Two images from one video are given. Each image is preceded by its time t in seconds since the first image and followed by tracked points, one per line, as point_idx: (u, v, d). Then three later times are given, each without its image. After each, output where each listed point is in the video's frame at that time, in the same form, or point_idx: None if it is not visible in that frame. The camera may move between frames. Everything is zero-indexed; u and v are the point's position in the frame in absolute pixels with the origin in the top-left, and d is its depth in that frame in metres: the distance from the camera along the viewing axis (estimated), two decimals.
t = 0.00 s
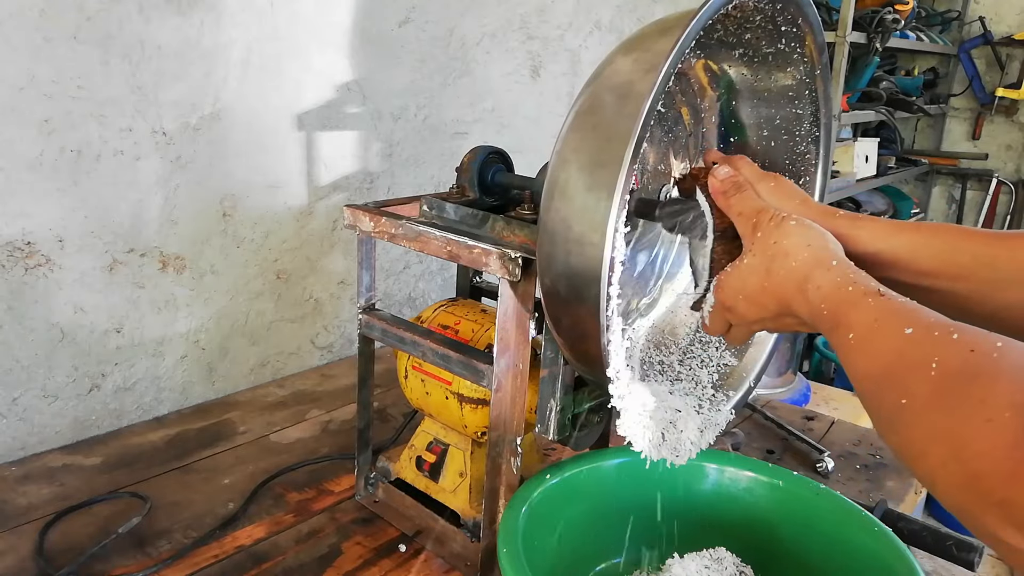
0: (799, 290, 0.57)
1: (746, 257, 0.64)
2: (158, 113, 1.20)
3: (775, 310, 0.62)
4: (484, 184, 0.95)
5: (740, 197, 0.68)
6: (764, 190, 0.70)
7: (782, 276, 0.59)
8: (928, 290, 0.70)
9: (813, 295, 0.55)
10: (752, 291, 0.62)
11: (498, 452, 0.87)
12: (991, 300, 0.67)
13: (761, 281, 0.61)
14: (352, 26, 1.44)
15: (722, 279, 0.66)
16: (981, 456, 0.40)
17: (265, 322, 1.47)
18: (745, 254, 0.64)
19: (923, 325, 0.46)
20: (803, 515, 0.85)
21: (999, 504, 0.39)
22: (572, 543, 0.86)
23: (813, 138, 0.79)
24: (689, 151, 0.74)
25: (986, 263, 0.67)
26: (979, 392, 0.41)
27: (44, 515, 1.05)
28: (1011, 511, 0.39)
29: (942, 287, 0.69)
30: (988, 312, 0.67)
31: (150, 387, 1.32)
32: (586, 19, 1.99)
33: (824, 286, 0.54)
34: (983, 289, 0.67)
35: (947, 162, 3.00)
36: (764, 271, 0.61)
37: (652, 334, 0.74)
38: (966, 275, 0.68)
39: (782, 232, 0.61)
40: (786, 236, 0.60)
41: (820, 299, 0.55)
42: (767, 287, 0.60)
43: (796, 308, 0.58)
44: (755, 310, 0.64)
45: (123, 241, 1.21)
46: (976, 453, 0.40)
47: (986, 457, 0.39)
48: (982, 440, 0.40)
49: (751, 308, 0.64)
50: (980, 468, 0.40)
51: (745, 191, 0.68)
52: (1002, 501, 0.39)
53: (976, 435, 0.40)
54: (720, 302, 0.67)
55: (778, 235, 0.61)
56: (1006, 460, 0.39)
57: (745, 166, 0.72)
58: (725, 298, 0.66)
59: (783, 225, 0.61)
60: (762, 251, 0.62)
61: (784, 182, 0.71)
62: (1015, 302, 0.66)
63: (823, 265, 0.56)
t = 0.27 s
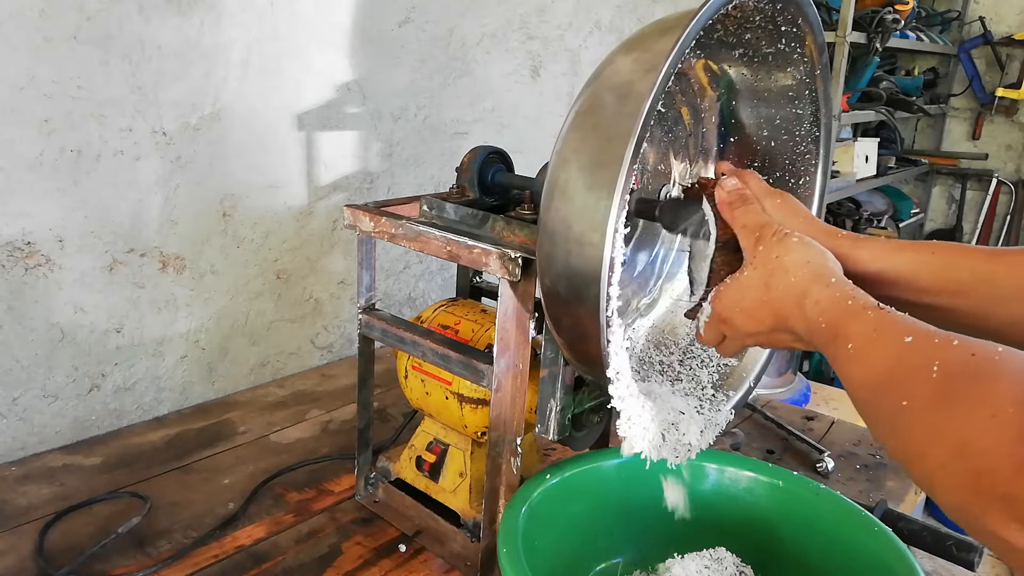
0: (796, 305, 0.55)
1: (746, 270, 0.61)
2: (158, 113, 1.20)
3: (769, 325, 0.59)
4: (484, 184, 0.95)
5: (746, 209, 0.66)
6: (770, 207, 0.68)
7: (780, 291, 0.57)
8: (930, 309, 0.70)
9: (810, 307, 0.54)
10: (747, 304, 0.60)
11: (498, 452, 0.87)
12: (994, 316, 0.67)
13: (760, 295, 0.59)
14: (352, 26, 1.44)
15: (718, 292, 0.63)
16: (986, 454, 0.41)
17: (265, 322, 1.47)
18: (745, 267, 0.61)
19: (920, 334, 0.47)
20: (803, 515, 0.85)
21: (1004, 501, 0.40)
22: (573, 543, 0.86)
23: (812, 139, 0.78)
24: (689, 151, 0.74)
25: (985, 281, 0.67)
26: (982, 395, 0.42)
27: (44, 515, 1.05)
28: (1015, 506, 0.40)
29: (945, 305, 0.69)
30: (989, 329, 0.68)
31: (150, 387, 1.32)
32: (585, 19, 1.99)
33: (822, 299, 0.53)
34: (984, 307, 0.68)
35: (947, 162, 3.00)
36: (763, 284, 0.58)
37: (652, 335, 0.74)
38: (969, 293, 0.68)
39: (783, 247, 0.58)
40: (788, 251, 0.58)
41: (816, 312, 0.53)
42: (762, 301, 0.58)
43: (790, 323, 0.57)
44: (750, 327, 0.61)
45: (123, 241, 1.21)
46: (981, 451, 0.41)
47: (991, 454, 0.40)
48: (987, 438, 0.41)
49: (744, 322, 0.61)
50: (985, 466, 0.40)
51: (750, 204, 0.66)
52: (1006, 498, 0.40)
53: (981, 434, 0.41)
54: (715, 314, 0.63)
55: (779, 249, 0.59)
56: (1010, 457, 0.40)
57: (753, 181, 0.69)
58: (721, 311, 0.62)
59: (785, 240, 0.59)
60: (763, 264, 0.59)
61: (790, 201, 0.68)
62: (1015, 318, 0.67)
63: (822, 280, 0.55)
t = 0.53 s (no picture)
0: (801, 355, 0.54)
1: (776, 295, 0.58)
2: (158, 113, 1.20)
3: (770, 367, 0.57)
4: (484, 184, 0.95)
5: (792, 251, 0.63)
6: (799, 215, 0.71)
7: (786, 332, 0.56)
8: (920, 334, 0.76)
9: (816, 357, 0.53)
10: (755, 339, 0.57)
11: (498, 452, 0.87)
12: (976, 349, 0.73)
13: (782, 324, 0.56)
14: (352, 26, 1.44)
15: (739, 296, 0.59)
16: (994, 494, 0.40)
17: (265, 322, 1.47)
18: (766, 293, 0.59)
19: (924, 386, 0.48)
20: (803, 515, 0.85)
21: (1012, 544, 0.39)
22: (573, 543, 0.86)
23: (813, 138, 0.78)
24: (689, 151, 0.74)
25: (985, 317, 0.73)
26: (986, 435, 0.42)
27: (44, 515, 1.05)
28: None
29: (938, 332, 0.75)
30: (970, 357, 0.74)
31: (150, 387, 1.32)
32: (586, 19, 1.99)
33: (829, 350, 0.53)
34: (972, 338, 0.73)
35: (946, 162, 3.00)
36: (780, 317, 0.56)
37: (653, 334, 0.74)
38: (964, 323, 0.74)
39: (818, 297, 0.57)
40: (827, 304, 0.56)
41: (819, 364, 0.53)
42: (769, 339, 0.56)
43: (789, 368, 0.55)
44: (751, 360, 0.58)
45: (123, 241, 1.21)
46: (987, 494, 0.40)
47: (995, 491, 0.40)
48: (994, 479, 0.40)
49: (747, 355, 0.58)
50: (989, 505, 0.40)
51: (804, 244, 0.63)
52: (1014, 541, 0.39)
53: (985, 473, 0.41)
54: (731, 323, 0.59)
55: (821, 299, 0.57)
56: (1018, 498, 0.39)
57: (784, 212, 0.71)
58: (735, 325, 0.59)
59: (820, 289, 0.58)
60: (795, 300, 0.57)
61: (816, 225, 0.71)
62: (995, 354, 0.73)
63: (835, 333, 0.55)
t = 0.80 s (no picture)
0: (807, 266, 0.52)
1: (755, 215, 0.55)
2: (158, 113, 1.20)
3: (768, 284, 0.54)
4: (485, 184, 0.95)
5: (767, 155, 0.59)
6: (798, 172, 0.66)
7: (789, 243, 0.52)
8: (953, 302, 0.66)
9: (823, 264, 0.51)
10: (752, 265, 0.54)
11: (498, 452, 0.87)
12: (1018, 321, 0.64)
13: (771, 249, 0.53)
14: (352, 26, 1.44)
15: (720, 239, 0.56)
16: (986, 460, 0.41)
17: (266, 322, 1.47)
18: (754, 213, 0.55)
19: (933, 313, 0.46)
20: (802, 515, 0.85)
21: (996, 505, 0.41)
22: (573, 543, 0.86)
23: (813, 139, 0.79)
24: (689, 151, 0.74)
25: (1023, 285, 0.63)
26: (985, 394, 0.42)
27: (44, 515, 1.05)
28: (1007, 511, 0.41)
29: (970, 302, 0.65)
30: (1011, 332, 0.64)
31: (150, 387, 1.32)
32: (586, 19, 1.99)
33: (834, 256, 0.51)
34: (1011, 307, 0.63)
35: (946, 162, 3.00)
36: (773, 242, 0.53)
37: (652, 335, 0.74)
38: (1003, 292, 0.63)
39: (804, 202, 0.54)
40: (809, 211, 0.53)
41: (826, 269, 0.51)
42: (768, 258, 0.53)
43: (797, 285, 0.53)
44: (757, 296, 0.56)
45: (123, 241, 1.21)
46: (979, 457, 0.41)
47: (989, 454, 0.41)
48: (985, 445, 0.41)
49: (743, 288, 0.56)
50: (980, 470, 0.41)
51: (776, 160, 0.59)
52: (999, 503, 0.41)
53: (983, 438, 0.41)
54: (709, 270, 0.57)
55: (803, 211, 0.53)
56: (1007, 466, 0.40)
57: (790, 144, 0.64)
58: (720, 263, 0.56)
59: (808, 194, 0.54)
60: (782, 216, 0.53)
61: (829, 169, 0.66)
62: None
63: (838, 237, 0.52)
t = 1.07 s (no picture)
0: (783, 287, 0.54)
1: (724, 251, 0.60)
2: (158, 113, 1.20)
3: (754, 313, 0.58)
4: (484, 184, 0.95)
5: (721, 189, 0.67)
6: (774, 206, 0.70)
7: (759, 269, 0.56)
8: (942, 303, 0.68)
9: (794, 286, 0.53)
10: (730, 294, 0.59)
11: (498, 452, 0.87)
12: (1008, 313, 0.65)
13: (739, 275, 0.58)
14: (352, 26, 1.44)
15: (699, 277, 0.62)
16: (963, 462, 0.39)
17: (265, 322, 1.47)
18: (723, 248, 0.60)
19: (906, 325, 0.45)
20: (803, 515, 0.85)
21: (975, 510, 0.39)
22: (573, 543, 0.87)
23: (813, 139, 0.79)
24: (689, 151, 0.74)
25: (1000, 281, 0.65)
26: (954, 394, 0.40)
27: (44, 515, 1.05)
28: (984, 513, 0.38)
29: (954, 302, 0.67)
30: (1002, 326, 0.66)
31: (150, 387, 1.32)
32: (585, 19, 1.99)
33: (807, 278, 0.52)
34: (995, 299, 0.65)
35: (947, 162, 3.00)
36: (742, 266, 0.57)
37: (652, 335, 0.74)
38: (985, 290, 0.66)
39: (763, 226, 0.58)
40: (771, 229, 0.57)
41: (801, 288, 0.52)
42: (745, 291, 0.57)
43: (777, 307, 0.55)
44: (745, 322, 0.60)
45: (123, 241, 1.21)
46: (955, 459, 0.39)
47: (959, 452, 0.39)
48: (958, 446, 0.39)
49: (726, 309, 0.60)
50: (955, 472, 0.39)
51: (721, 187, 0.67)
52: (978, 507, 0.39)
53: (953, 437, 0.39)
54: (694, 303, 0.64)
55: (761, 228, 0.58)
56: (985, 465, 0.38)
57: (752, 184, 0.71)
58: (701, 298, 0.62)
59: (767, 220, 0.58)
60: (746, 245, 0.58)
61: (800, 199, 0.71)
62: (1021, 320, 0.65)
63: (811, 260, 0.53)
